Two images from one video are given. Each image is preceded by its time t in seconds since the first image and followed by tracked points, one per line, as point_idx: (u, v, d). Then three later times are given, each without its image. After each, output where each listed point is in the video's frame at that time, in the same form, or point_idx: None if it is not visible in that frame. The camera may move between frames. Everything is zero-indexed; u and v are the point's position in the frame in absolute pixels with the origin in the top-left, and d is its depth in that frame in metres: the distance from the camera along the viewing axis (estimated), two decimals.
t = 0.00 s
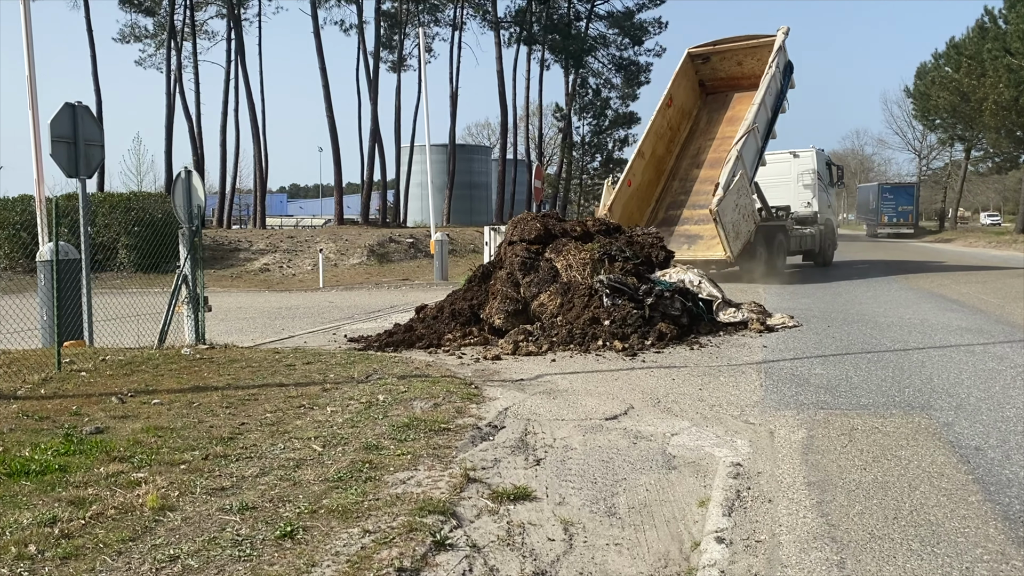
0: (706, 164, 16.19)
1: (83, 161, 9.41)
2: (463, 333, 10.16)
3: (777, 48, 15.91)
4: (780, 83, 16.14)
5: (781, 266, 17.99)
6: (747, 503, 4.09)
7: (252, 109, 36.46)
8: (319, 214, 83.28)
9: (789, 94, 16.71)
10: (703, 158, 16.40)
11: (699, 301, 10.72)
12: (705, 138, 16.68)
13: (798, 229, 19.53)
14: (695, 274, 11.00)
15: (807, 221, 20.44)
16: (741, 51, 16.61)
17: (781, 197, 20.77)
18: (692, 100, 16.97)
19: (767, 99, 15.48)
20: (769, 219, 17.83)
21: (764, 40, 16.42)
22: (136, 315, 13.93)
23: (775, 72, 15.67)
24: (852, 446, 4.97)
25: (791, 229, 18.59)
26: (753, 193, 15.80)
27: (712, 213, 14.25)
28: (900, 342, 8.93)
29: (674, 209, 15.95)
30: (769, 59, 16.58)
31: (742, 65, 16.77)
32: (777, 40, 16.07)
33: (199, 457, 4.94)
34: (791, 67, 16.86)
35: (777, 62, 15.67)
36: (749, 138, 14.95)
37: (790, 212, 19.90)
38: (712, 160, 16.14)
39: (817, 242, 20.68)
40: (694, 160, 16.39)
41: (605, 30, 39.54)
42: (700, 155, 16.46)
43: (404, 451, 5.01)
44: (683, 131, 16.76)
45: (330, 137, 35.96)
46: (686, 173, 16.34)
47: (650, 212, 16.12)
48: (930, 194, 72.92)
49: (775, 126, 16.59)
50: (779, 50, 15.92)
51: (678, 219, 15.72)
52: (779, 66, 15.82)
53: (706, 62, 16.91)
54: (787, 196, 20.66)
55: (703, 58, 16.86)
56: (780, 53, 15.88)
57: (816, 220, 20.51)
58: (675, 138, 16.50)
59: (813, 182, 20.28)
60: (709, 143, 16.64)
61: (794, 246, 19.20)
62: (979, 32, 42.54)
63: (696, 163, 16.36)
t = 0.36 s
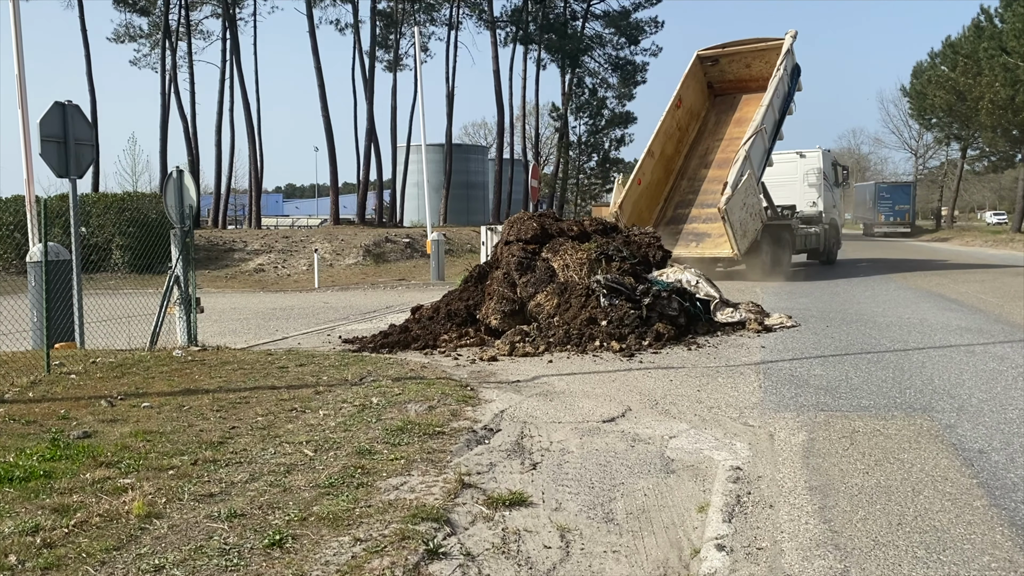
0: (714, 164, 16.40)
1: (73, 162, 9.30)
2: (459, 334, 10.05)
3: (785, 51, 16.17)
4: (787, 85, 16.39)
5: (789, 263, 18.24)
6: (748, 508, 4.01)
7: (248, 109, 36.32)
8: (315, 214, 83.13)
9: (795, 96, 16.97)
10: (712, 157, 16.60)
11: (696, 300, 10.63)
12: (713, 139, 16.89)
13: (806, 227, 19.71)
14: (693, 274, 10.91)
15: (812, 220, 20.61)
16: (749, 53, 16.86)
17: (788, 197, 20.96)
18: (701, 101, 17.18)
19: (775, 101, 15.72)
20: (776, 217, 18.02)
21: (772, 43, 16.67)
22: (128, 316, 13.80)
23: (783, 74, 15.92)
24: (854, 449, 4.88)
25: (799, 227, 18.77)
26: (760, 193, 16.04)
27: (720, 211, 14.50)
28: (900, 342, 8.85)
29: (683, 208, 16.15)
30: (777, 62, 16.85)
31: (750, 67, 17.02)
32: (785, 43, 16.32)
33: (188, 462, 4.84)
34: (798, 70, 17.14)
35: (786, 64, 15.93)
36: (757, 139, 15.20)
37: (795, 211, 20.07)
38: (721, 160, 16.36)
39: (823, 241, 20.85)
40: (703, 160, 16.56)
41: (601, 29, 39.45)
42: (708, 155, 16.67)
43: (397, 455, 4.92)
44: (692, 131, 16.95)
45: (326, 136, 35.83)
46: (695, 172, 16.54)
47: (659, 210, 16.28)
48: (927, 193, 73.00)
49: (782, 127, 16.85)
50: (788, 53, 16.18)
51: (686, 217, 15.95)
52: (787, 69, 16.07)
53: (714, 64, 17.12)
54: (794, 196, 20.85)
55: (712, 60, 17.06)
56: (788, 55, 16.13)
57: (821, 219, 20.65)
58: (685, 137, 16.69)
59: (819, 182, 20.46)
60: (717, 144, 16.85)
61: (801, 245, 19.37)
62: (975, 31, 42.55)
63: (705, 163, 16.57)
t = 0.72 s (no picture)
0: (718, 165, 17.06)
1: (58, 161, 9.13)
2: (452, 335, 9.93)
3: (788, 55, 16.75)
4: (790, 88, 17.00)
5: (789, 261, 18.83)
6: (747, 517, 3.90)
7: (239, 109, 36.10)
8: (308, 214, 82.80)
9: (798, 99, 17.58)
10: (716, 158, 17.26)
11: (691, 301, 10.53)
12: (717, 140, 17.56)
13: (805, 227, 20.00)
14: (688, 275, 10.83)
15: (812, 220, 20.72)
16: (753, 57, 17.46)
17: (787, 196, 21.05)
18: (705, 103, 17.83)
19: (778, 103, 16.33)
20: (778, 216, 18.47)
21: (775, 47, 17.27)
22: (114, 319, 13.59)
23: (786, 77, 16.51)
24: (854, 455, 4.77)
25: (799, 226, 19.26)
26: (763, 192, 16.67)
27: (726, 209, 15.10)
28: (896, 344, 8.78)
29: (687, 207, 16.84)
30: (780, 65, 17.43)
31: (753, 70, 17.63)
32: (788, 47, 16.91)
33: (172, 470, 4.70)
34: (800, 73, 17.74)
35: (788, 68, 16.51)
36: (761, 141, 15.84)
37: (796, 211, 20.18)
38: (725, 160, 17.02)
39: (822, 240, 21.09)
40: (708, 161, 17.22)
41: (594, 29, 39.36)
42: (713, 156, 17.33)
43: (386, 462, 4.80)
44: (696, 132, 17.61)
45: (319, 136, 35.66)
46: (699, 173, 17.20)
47: (664, 209, 16.98)
48: (919, 192, 73.07)
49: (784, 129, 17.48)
50: (790, 57, 16.77)
51: (691, 216, 16.63)
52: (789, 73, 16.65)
53: (719, 67, 17.74)
54: (794, 196, 20.93)
55: (717, 63, 17.68)
56: (791, 59, 16.71)
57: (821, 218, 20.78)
58: (689, 138, 17.35)
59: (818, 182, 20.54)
60: (721, 145, 17.50)
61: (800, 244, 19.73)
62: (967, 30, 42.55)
63: (709, 164, 17.24)
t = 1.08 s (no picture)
0: (722, 165, 17.40)
1: (45, 159, 9.01)
2: (444, 335, 9.84)
3: (790, 57, 17.08)
4: (792, 89, 17.33)
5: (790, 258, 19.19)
6: (744, 521, 3.83)
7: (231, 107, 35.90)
8: (300, 212, 82.59)
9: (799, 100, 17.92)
10: (719, 158, 17.59)
11: (685, 300, 10.46)
12: (720, 141, 17.88)
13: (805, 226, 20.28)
14: (682, 274, 10.74)
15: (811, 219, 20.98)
16: (755, 60, 17.79)
17: (786, 195, 21.32)
18: (708, 104, 18.16)
19: (780, 105, 16.66)
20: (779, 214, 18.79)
21: (777, 50, 17.61)
22: (102, 319, 13.44)
23: (789, 79, 16.83)
24: (852, 457, 4.71)
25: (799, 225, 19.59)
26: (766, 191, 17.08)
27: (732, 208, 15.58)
28: (891, 343, 8.73)
29: (692, 206, 17.24)
30: (781, 68, 17.76)
31: (755, 73, 17.96)
32: (790, 50, 17.24)
33: (158, 473, 4.61)
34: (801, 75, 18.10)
35: (790, 70, 16.84)
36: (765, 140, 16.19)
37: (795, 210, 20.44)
38: (728, 160, 17.35)
39: (820, 238, 21.41)
40: (711, 161, 17.56)
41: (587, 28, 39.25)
42: (716, 156, 17.68)
43: (377, 465, 4.71)
44: (699, 133, 17.94)
45: (311, 135, 35.51)
46: (703, 172, 17.55)
47: (669, 208, 17.36)
48: (910, 190, 73.22)
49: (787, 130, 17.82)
50: (792, 59, 17.09)
51: (696, 215, 17.06)
52: (791, 75, 16.97)
53: (721, 70, 18.08)
54: (793, 194, 21.21)
55: (719, 66, 18.03)
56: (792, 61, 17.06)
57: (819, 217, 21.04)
58: (693, 139, 17.69)
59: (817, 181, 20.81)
60: (724, 145, 17.83)
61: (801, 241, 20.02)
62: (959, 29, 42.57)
63: (712, 164, 17.56)
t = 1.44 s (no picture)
0: (727, 163, 18.13)
1: (34, 155, 8.92)
2: (438, 334, 9.77)
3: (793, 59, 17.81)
4: (795, 90, 18.09)
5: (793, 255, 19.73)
6: (743, 522, 3.77)
7: (225, 104, 35.75)
8: (295, 211, 82.40)
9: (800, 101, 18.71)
10: (724, 157, 18.32)
11: (681, 298, 10.42)
12: (725, 140, 18.59)
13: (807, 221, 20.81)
14: (677, 272, 10.71)
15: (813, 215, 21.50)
16: (758, 61, 18.53)
17: (789, 192, 21.89)
18: (712, 105, 18.87)
19: (784, 104, 17.39)
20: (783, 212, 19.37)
21: (780, 52, 18.34)
22: (94, 317, 13.32)
23: (792, 80, 17.57)
24: (851, 457, 4.66)
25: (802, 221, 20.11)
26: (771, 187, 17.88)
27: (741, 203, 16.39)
28: (889, 340, 8.67)
29: (699, 202, 18.01)
30: (783, 69, 18.50)
31: (758, 74, 18.70)
32: (792, 52, 17.97)
33: (146, 474, 4.52)
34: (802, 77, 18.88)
35: (794, 71, 17.57)
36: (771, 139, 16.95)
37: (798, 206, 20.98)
38: (733, 159, 18.07)
39: (823, 234, 21.90)
40: (716, 159, 18.29)
41: (583, 25, 39.17)
42: (721, 155, 18.41)
43: (370, 465, 4.65)
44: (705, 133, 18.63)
45: (306, 132, 35.40)
46: (708, 170, 18.28)
47: (676, 204, 18.07)
48: (906, 188, 73.31)
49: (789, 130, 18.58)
50: (795, 61, 17.84)
51: (703, 211, 17.87)
52: (794, 76, 17.71)
53: (725, 71, 18.76)
54: (795, 191, 21.78)
55: (723, 67, 18.71)
56: (795, 63, 17.80)
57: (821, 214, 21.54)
58: (698, 138, 18.38)
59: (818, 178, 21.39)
60: (729, 144, 18.55)
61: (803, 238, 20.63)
62: (954, 26, 42.58)
63: (717, 162, 18.28)
